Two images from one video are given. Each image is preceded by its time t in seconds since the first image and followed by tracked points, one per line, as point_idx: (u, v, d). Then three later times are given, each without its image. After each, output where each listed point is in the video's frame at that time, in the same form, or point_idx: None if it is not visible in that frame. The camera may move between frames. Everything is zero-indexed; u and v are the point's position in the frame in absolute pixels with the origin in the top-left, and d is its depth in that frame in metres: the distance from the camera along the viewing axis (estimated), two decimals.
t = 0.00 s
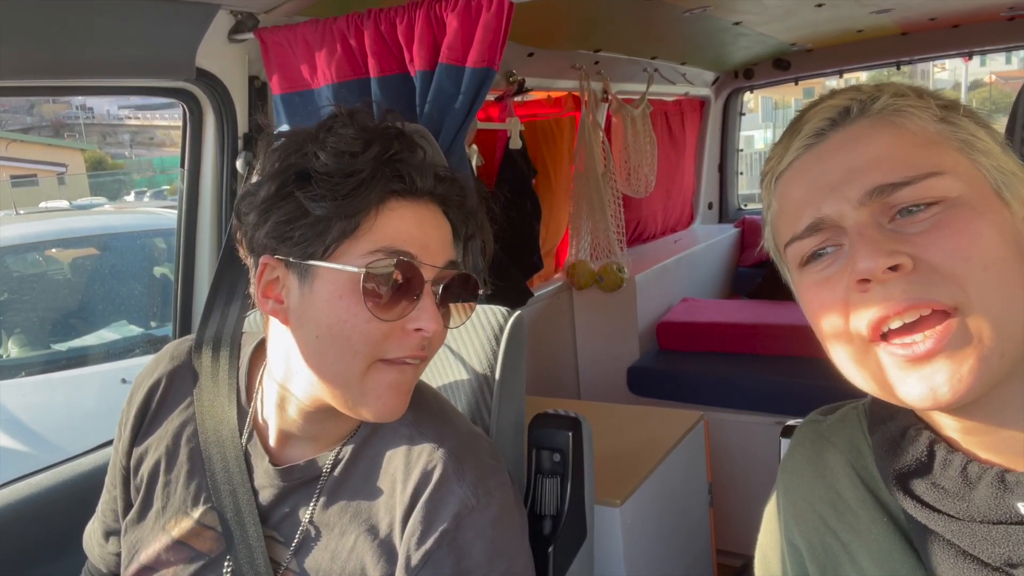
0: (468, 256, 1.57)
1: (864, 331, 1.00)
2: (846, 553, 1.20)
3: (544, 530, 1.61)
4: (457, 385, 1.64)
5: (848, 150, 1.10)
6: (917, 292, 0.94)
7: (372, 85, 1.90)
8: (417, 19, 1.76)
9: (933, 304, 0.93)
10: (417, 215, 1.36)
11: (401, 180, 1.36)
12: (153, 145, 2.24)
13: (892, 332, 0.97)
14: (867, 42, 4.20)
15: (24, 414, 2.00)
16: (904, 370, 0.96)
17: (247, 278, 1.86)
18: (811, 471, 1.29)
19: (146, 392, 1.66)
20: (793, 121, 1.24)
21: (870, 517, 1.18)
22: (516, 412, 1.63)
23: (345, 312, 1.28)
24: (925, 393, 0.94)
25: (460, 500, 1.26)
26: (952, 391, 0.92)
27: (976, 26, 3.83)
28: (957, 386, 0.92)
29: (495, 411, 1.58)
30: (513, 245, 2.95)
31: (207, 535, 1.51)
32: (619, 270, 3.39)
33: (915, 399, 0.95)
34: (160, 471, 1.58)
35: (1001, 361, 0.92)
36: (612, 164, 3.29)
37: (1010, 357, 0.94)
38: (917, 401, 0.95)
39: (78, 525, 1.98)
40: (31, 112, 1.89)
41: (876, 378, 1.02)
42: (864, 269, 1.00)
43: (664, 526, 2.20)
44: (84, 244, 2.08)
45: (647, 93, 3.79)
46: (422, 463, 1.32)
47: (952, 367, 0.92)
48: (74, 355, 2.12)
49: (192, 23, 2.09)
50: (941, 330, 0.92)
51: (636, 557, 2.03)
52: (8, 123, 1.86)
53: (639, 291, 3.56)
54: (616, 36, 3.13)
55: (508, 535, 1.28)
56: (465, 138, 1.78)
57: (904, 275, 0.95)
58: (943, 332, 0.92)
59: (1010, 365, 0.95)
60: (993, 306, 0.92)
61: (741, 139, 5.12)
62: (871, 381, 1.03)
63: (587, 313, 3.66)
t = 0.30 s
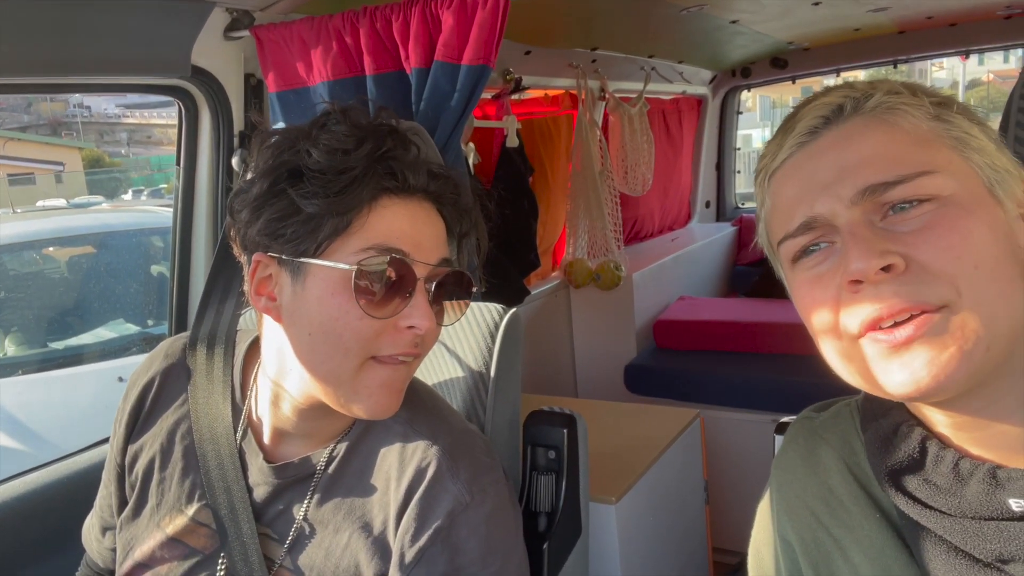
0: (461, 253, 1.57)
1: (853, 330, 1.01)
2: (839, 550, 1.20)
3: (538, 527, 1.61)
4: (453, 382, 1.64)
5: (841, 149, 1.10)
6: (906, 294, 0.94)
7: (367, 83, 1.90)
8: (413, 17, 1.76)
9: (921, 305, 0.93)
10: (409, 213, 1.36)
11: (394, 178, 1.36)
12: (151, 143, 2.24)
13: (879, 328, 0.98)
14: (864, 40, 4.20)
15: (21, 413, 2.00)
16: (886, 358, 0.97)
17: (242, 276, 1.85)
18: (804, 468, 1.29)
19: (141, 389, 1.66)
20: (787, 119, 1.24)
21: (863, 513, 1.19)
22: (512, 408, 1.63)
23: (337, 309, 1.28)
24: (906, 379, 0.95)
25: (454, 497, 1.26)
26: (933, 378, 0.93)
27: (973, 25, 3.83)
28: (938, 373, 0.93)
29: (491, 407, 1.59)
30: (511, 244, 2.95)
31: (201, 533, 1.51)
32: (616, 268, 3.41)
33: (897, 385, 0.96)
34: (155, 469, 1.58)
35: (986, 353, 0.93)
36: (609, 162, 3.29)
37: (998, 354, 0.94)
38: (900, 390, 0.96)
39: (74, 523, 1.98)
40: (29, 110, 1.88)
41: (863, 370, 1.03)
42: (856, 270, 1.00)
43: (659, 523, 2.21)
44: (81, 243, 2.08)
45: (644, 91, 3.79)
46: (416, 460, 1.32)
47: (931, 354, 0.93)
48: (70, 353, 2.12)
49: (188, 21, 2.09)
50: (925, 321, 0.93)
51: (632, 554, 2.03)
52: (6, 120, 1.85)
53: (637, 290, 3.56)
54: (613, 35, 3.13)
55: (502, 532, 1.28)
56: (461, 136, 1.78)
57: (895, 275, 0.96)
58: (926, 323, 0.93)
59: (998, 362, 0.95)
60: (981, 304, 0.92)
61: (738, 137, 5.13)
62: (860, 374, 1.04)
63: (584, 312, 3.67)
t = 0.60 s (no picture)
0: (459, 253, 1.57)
1: (857, 332, 1.01)
2: (839, 552, 1.20)
3: (538, 528, 1.61)
4: (452, 383, 1.64)
5: (842, 150, 1.10)
6: (910, 297, 0.94)
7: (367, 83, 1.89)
8: (413, 16, 1.76)
9: (923, 308, 0.93)
10: (406, 213, 1.35)
11: (390, 178, 1.35)
12: (150, 143, 2.24)
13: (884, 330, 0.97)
14: (864, 39, 4.19)
15: (21, 413, 2.00)
16: (890, 358, 0.97)
17: (241, 276, 1.85)
18: (805, 469, 1.29)
19: (141, 390, 1.66)
20: (788, 120, 1.24)
21: (864, 515, 1.19)
22: (512, 408, 1.63)
23: (333, 310, 1.28)
24: (911, 381, 0.95)
25: (454, 498, 1.26)
26: (938, 381, 0.93)
27: (972, 24, 3.83)
28: (944, 375, 0.93)
29: (491, 408, 1.59)
30: (509, 244, 2.95)
31: (201, 534, 1.51)
32: (616, 268, 3.43)
33: (901, 386, 0.96)
34: (155, 470, 1.58)
35: (989, 354, 0.93)
36: (608, 162, 3.29)
37: (1000, 356, 0.94)
38: (905, 391, 0.96)
39: (74, 524, 1.98)
40: (28, 110, 1.88)
41: (865, 371, 1.03)
42: (859, 273, 0.99)
43: (659, 523, 2.20)
44: (80, 243, 2.08)
45: (643, 91, 3.79)
46: (416, 461, 1.32)
47: (937, 355, 0.93)
48: (69, 353, 2.12)
49: (188, 21, 2.09)
50: (929, 323, 0.93)
51: (632, 554, 2.03)
52: (5, 120, 1.85)
53: (636, 289, 3.57)
54: (613, 34, 3.13)
55: (502, 534, 1.28)
56: (461, 136, 1.78)
57: (899, 278, 0.95)
58: (930, 325, 0.93)
59: (1001, 362, 0.96)
60: (984, 305, 0.92)
61: (738, 137, 5.13)
62: (863, 376, 1.04)
63: (584, 312, 3.67)
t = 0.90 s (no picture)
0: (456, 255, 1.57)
1: (852, 334, 1.01)
2: (837, 555, 1.20)
3: (537, 529, 1.61)
4: (451, 386, 1.64)
5: (839, 153, 1.11)
6: (904, 299, 0.94)
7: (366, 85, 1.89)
8: (412, 19, 1.76)
9: (917, 309, 0.93)
10: (402, 216, 1.35)
11: (387, 181, 1.36)
12: (150, 144, 2.24)
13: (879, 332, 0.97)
14: (863, 40, 4.19)
15: (21, 414, 2.00)
16: (884, 362, 0.97)
17: (241, 279, 1.85)
18: (803, 472, 1.29)
19: (140, 393, 1.66)
20: (786, 123, 1.24)
21: (862, 517, 1.19)
22: (510, 410, 1.64)
23: (329, 312, 1.28)
24: (905, 384, 0.95)
25: (452, 501, 1.26)
26: (932, 383, 0.93)
27: (972, 25, 3.83)
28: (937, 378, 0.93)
29: (489, 410, 1.59)
30: (509, 245, 2.94)
31: (200, 536, 1.51)
32: (615, 270, 3.41)
33: (895, 388, 0.96)
34: (154, 472, 1.58)
35: (983, 357, 0.93)
36: (608, 163, 3.30)
37: (994, 359, 0.94)
38: (899, 393, 0.96)
39: (74, 526, 1.98)
40: (28, 111, 1.89)
41: (860, 374, 1.03)
42: (855, 275, 0.99)
43: (659, 524, 2.20)
44: (80, 244, 2.08)
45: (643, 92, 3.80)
46: (414, 464, 1.32)
47: (931, 358, 0.93)
48: (69, 355, 2.12)
49: (187, 23, 2.09)
50: (923, 325, 0.93)
51: (631, 556, 2.03)
52: (6, 121, 1.86)
53: (636, 290, 3.57)
54: (612, 36, 3.14)
55: (500, 536, 1.28)
56: (460, 138, 1.78)
57: (894, 281, 0.95)
58: (925, 327, 0.93)
59: (996, 365, 0.96)
60: (978, 308, 0.92)
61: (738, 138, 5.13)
62: (858, 378, 1.04)
63: (584, 313, 3.67)
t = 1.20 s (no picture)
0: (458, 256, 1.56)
1: (857, 337, 1.00)
2: (841, 557, 1.20)
3: (539, 532, 1.61)
4: (452, 387, 1.64)
5: (841, 154, 1.10)
6: (906, 301, 0.94)
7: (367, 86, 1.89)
8: (412, 20, 1.76)
9: (921, 312, 0.93)
10: (403, 217, 1.35)
11: (388, 182, 1.35)
12: (152, 146, 2.24)
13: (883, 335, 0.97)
14: (865, 40, 4.19)
15: (21, 416, 2.00)
16: (887, 364, 0.97)
17: (241, 280, 1.85)
18: (806, 474, 1.29)
19: (141, 395, 1.66)
20: (787, 123, 1.24)
21: (866, 519, 1.18)
22: (512, 411, 1.63)
23: (330, 314, 1.28)
24: (909, 387, 0.95)
25: (455, 503, 1.26)
26: (935, 386, 0.93)
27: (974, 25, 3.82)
28: (941, 381, 0.93)
29: (491, 411, 1.59)
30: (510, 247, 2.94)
31: (201, 538, 1.51)
32: (617, 270, 3.38)
33: (899, 391, 0.96)
34: (155, 474, 1.58)
35: (987, 359, 0.92)
36: (609, 163, 3.29)
37: (998, 361, 0.94)
38: (903, 396, 0.96)
39: (75, 528, 1.98)
40: (29, 113, 1.89)
41: (864, 377, 1.02)
42: (857, 277, 0.99)
43: (660, 526, 2.20)
44: (81, 246, 2.08)
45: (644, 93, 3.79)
46: (416, 467, 1.32)
47: (934, 361, 0.93)
48: (70, 357, 2.12)
49: (188, 25, 2.09)
50: (926, 327, 0.93)
51: (633, 558, 2.03)
52: (7, 124, 1.86)
53: (637, 291, 3.57)
54: (613, 36, 3.13)
55: (502, 538, 1.28)
56: (461, 139, 1.78)
57: (898, 283, 0.95)
58: (928, 329, 0.93)
59: (1000, 366, 0.95)
60: (982, 310, 0.92)
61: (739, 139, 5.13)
62: (862, 380, 1.03)
63: (585, 314, 3.66)
